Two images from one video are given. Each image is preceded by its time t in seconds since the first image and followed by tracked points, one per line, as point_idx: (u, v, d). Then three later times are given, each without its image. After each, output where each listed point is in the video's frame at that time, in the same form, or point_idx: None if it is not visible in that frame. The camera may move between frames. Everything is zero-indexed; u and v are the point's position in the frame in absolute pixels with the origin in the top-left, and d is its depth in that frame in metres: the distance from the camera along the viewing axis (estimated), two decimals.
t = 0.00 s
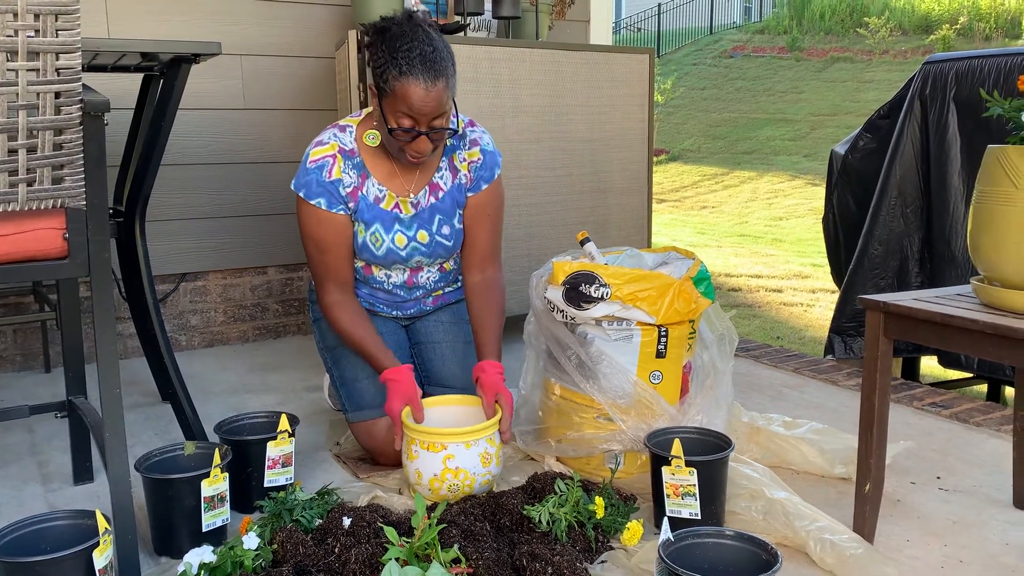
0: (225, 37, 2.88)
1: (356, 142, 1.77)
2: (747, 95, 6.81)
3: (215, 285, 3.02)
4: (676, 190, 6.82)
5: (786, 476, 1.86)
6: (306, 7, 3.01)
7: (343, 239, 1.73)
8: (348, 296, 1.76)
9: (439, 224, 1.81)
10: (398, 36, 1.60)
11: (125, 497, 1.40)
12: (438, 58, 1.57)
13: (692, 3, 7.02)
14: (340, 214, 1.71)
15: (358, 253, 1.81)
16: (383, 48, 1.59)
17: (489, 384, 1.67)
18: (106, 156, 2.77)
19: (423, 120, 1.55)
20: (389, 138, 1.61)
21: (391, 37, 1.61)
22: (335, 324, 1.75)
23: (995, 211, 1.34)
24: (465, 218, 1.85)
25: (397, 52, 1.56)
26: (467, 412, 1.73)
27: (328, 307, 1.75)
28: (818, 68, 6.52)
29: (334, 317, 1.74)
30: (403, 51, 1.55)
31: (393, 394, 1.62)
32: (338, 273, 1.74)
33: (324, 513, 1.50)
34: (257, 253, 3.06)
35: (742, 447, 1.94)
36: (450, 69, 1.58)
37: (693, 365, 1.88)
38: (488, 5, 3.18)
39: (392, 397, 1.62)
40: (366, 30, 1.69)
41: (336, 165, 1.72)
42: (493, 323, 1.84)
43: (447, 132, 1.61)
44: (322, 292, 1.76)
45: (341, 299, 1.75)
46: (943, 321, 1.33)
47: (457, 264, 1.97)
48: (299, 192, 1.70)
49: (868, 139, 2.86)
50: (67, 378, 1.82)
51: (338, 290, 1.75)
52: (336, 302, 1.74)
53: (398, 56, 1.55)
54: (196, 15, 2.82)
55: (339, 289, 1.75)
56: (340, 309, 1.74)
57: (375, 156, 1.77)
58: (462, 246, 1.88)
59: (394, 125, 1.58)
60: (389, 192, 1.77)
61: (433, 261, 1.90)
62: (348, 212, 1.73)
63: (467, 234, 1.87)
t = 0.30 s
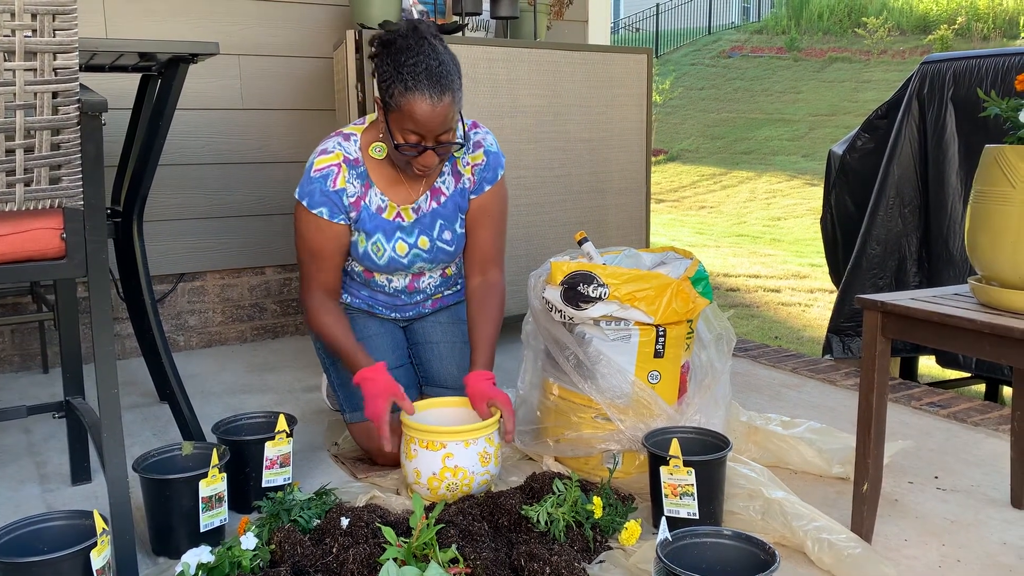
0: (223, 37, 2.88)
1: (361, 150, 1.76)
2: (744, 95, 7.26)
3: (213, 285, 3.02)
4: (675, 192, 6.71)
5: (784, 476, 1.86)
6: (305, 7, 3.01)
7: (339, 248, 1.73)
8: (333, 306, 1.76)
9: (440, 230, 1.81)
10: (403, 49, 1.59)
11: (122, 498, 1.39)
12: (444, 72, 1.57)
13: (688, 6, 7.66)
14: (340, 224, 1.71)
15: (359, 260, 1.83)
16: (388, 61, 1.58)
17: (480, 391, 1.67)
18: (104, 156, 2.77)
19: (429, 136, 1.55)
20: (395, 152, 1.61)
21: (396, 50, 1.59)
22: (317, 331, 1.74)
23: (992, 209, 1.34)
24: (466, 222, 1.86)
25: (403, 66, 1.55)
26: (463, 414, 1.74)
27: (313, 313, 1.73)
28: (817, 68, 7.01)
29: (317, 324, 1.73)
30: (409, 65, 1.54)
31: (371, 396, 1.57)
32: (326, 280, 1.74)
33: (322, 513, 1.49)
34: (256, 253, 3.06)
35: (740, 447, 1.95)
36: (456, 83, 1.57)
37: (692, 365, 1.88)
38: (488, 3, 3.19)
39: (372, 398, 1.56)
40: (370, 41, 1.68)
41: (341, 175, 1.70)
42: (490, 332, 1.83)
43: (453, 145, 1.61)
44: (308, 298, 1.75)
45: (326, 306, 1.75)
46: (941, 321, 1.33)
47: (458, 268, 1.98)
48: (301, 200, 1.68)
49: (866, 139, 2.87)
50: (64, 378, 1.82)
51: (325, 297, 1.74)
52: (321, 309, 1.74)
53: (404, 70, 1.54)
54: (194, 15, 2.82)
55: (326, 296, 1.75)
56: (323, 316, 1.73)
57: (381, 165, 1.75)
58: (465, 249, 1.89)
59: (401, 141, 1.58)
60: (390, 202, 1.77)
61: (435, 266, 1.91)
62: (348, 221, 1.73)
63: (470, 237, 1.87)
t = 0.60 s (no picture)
0: (222, 36, 2.87)
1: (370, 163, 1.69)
2: (744, 94, 7.25)
3: (212, 285, 3.02)
4: (673, 189, 6.80)
5: (783, 475, 1.86)
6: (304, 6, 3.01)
7: (357, 263, 1.61)
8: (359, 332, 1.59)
9: (444, 233, 1.82)
10: (418, 58, 1.56)
11: (121, 497, 1.39)
12: (457, 81, 1.54)
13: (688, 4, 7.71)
14: (358, 237, 1.62)
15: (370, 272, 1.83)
16: (403, 69, 1.55)
17: (478, 392, 1.69)
18: (102, 155, 2.77)
19: (440, 145, 1.52)
20: (404, 160, 1.58)
21: (410, 59, 1.57)
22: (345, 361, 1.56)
23: (991, 209, 1.34)
24: (467, 224, 1.86)
25: (417, 73, 1.52)
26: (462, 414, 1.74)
27: (337, 340, 1.56)
28: (816, 68, 7.03)
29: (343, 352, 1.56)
30: (423, 73, 1.52)
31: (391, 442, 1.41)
32: (349, 301, 1.58)
33: (321, 513, 1.49)
34: (254, 253, 3.06)
35: (739, 446, 1.95)
36: (469, 93, 1.55)
37: (691, 364, 1.88)
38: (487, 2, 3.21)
39: (394, 442, 1.41)
40: (384, 52, 1.65)
41: (355, 189, 1.64)
42: (489, 334, 1.84)
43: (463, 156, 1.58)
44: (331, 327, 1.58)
45: (351, 331, 1.57)
46: (940, 320, 1.33)
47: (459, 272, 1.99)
48: (317, 219, 1.59)
49: (864, 138, 2.87)
50: (63, 378, 1.82)
51: (349, 321, 1.58)
52: (346, 334, 1.57)
53: (418, 78, 1.51)
54: (193, 14, 2.82)
55: (350, 321, 1.58)
56: (347, 343, 1.56)
57: (389, 176, 1.70)
58: (466, 251, 1.89)
59: (410, 149, 1.54)
60: (400, 214, 1.75)
61: (439, 270, 1.91)
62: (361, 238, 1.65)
63: (470, 237, 1.87)
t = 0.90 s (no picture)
0: (222, 36, 2.88)
1: (385, 174, 1.62)
2: (744, 93, 7.26)
3: (212, 285, 3.02)
4: (672, 189, 6.78)
5: (783, 474, 1.87)
6: (304, 6, 3.01)
7: (376, 273, 1.53)
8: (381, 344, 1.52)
9: (453, 238, 1.79)
10: (440, 68, 1.48)
11: (121, 496, 1.39)
12: (481, 96, 1.47)
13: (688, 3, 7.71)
14: (377, 246, 1.54)
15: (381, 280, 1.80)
16: (424, 80, 1.47)
17: (479, 391, 1.71)
18: (103, 155, 2.77)
19: (460, 160, 1.46)
20: (421, 173, 1.51)
21: (432, 70, 1.48)
22: (366, 376, 1.49)
23: (991, 208, 1.34)
24: (474, 227, 1.84)
25: (439, 86, 1.44)
26: (461, 413, 1.74)
27: (359, 353, 1.49)
28: (816, 67, 7.04)
29: (363, 368, 1.49)
30: (446, 86, 1.44)
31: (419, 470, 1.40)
32: (370, 313, 1.50)
33: (321, 512, 1.50)
34: (254, 252, 3.06)
35: (739, 445, 1.95)
36: (491, 108, 1.48)
37: (691, 363, 1.88)
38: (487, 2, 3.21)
39: (426, 474, 1.40)
40: (403, 60, 1.56)
41: (373, 199, 1.56)
42: (491, 333, 1.85)
43: (481, 171, 1.52)
44: (350, 340, 1.50)
45: (373, 345, 1.50)
46: (941, 319, 1.33)
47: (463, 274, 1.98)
48: (334, 228, 1.51)
49: (864, 137, 2.87)
50: (63, 378, 1.82)
51: (371, 333, 1.50)
52: (368, 347, 1.50)
53: (440, 91, 1.43)
54: (193, 14, 2.82)
55: (371, 333, 1.50)
56: (369, 359, 1.49)
57: (404, 187, 1.64)
58: (472, 254, 1.88)
59: (428, 162, 1.47)
60: (415, 224, 1.70)
61: (446, 274, 1.88)
62: (380, 247, 1.57)
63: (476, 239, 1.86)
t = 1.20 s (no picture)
0: (223, 36, 2.88)
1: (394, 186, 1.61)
2: (745, 92, 7.26)
3: (214, 284, 3.02)
4: (674, 188, 6.82)
5: (784, 473, 1.87)
6: (304, 5, 3.01)
7: (381, 287, 1.53)
8: (382, 359, 1.52)
9: (461, 244, 1.78)
10: (452, 82, 1.48)
11: (124, 496, 1.40)
12: (492, 111, 1.46)
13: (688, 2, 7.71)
14: (384, 259, 1.53)
15: (389, 287, 1.80)
16: (435, 95, 1.46)
17: (480, 390, 1.71)
18: (104, 155, 2.78)
19: (469, 176, 1.45)
20: (430, 187, 1.51)
21: (443, 84, 1.48)
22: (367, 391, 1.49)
23: (992, 206, 1.34)
24: (482, 230, 1.83)
25: (450, 101, 1.44)
26: (462, 412, 1.74)
27: (359, 368, 1.49)
28: (817, 66, 7.04)
29: (363, 382, 1.49)
30: (457, 101, 1.43)
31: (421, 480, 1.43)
32: (372, 328, 1.51)
33: (323, 511, 1.50)
34: (256, 252, 3.06)
35: (741, 444, 1.95)
36: (502, 124, 1.47)
37: (692, 362, 1.88)
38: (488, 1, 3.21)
39: (432, 488, 1.42)
40: (413, 71, 1.55)
41: (383, 212, 1.56)
42: (494, 333, 1.86)
43: (490, 185, 1.52)
44: (351, 353, 1.50)
45: (374, 361, 1.51)
46: (942, 318, 1.33)
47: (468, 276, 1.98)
48: (344, 242, 1.50)
49: (865, 135, 2.86)
50: (65, 378, 1.83)
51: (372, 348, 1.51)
52: (369, 362, 1.50)
53: (452, 106, 1.43)
54: (193, 14, 2.82)
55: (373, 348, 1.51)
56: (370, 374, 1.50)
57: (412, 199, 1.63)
58: (479, 256, 1.87)
59: (437, 177, 1.47)
60: (422, 234, 1.69)
61: (452, 277, 1.88)
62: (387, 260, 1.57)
63: (484, 241, 1.86)
